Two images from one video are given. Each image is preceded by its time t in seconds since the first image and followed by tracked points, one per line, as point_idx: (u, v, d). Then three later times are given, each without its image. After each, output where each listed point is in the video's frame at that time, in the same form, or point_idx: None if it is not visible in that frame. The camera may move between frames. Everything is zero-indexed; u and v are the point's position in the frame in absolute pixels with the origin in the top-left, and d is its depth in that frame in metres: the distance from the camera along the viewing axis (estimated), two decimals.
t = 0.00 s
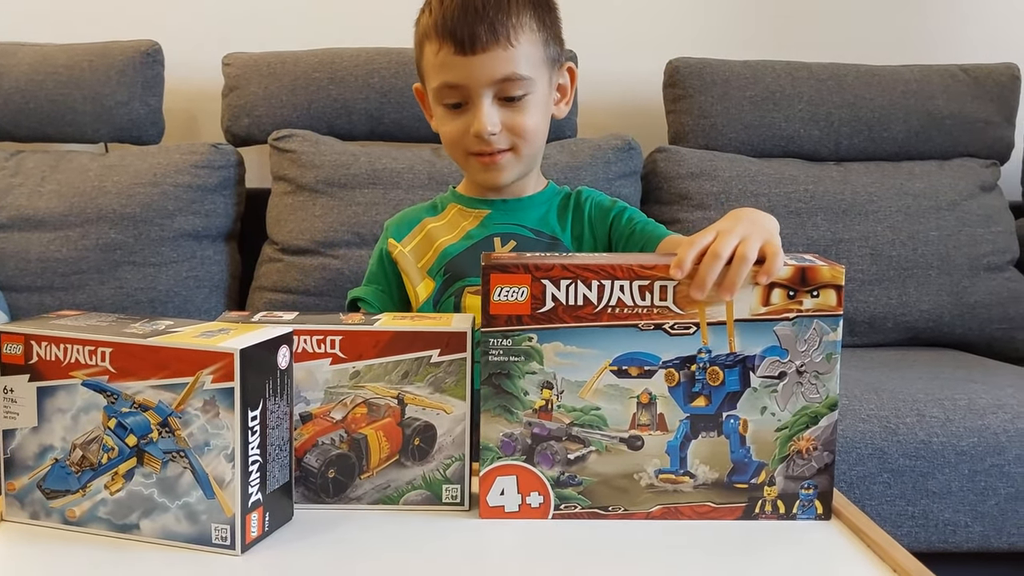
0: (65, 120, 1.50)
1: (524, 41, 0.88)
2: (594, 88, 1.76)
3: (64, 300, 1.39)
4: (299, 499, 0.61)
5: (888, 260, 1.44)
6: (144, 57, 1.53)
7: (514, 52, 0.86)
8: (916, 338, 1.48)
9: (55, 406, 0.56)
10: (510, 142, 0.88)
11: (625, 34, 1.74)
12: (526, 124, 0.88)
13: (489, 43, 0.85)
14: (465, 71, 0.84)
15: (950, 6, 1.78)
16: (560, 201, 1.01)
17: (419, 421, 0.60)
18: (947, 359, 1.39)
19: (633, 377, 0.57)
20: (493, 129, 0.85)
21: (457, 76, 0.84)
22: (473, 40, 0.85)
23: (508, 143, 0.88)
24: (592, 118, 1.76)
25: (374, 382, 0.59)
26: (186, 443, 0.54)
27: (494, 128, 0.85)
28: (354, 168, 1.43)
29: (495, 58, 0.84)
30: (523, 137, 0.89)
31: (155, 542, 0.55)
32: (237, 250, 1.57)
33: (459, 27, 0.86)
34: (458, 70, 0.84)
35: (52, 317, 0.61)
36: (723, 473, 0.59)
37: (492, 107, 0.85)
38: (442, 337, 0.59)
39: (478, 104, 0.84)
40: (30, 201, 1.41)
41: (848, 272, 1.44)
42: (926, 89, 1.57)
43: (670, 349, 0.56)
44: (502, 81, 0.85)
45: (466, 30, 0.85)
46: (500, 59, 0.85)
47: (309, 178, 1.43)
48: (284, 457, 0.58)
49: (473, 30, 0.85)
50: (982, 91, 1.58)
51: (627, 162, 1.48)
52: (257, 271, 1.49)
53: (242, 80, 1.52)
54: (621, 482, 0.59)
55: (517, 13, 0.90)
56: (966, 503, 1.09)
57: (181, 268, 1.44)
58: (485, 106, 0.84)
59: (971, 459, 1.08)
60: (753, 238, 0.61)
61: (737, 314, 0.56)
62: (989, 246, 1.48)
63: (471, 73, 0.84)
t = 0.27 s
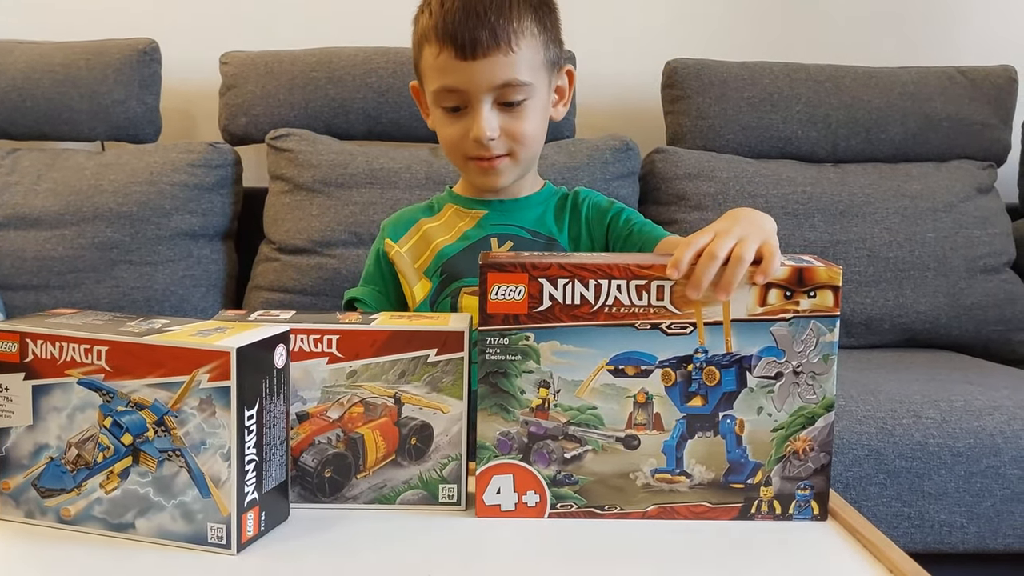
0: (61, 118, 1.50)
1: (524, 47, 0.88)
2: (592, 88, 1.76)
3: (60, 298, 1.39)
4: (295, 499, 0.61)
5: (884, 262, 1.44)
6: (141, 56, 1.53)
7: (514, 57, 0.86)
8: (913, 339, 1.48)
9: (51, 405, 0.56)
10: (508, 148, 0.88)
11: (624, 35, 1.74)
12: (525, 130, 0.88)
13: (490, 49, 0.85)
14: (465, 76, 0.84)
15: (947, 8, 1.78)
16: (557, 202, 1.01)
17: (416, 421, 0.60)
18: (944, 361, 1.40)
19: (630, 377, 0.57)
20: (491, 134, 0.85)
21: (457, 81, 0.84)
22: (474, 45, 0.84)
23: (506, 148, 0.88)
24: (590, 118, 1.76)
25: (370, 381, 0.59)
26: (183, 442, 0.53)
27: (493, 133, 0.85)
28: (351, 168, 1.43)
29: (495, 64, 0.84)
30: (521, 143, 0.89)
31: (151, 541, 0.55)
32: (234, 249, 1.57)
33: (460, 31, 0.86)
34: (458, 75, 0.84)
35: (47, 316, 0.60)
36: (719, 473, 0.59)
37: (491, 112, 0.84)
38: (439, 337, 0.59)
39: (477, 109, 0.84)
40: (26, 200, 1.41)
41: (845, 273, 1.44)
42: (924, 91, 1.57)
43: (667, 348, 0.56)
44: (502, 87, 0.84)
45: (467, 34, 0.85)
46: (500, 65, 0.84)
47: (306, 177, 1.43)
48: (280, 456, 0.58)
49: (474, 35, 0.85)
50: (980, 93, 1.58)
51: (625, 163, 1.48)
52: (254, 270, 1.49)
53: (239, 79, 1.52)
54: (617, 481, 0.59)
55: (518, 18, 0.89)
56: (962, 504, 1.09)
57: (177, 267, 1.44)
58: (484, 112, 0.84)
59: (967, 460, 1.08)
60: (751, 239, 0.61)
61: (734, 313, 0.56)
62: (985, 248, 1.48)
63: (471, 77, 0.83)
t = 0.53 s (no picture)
0: (60, 121, 1.50)
1: (521, 52, 0.88)
2: (590, 89, 1.76)
3: (60, 301, 1.39)
4: (294, 500, 0.61)
5: (883, 261, 1.44)
6: (140, 59, 1.53)
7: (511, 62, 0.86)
8: (911, 338, 1.48)
9: (50, 407, 0.56)
10: (504, 152, 0.89)
11: (622, 35, 1.75)
12: (521, 135, 0.88)
13: (486, 55, 0.85)
14: (461, 81, 0.84)
15: (944, 7, 1.78)
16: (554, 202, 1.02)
17: (414, 422, 0.60)
18: (943, 360, 1.40)
19: (626, 377, 0.57)
20: (488, 139, 0.85)
21: (454, 86, 0.84)
22: (471, 51, 0.85)
23: (502, 154, 0.88)
24: (588, 119, 1.77)
25: (368, 382, 0.60)
26: (181, 444, 0.54)
27: (489, 138, 0.85)
28: (350, 169, 1.43)
29: (492, 70, 0.84)
30: (518, 148, 0.89)
31: (150, 542, 0.55)
32: (233, 251, 1.57)
33: (457, 36, 0.86)
34: (454, 80, 0.84)
35: (46, 318, 0.61)
36: (716, 473, 0.59)
37: (487, 117, 0.85)
38: (436, 338, 0.59)
39: (473, 114, 0.84)
40: (25, 203, 1.41)
41: (843, 273, 1.44)
42: (921, 90, 1.57)
43: (663, 348, 0.56)
44: (498, 93, 0.85)
45: (464, 39, 0.85)
46: (497, 71, 0.85)
47: (305, 179, 1.44)
48: (278, 458, 0.58)
49: (471, 40, 0.85)
50: (978, 92, 1.58)
51: (623, 163, 1.48)
52: (253, 272, 1.49)
53: (237, 81, 1.52)
54: (614, 482, 0.59)
55: (515, 23, 0.90)
56: (961, 503, 1.09)
57: (177, 269, 1.44)
58: (481, 117, 0.84)
59: (965, 459, 1.08)
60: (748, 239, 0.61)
61: (731, 313, 0.56)
62: (983, 247, 1.48)
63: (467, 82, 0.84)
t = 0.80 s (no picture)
0: (57, 121, 1.50)
1: (523, 52, 0.88)
2: (589, 88, 1.76)
3: (57, 301, 1.38)
4: (295, 501, 0.61)
5: (882, 260, 1.44)
6: (137, 58, 1.53)
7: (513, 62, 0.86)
8: (911, 337, 1.48)
9: (48, 408, 0.56)
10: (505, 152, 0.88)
11: (620, 35, 1.74)
12: (522, 136, 0.88)
13: (489, 54, 0.85)
14: (464, 80, 0.84)
15: (943, 6, 1.78)
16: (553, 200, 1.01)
17: (414, 422, 0.60)
18: (942, 359, 1.40)
19: (627, 377, 0.57)
20: (489, 139, 0.85)
21: (456, 85, 0.84)
22: (474, 50, 0.84)
23: (502, 154, 0.88)
24: (587, 118, 1.76)
25: (369, 382, 0.59)
26: (180, 445, 0.53)
27: (490, 138, 0.85)
28: (348, 169, 1.43)
29: (493, 69, 0.84)
30: (518, 148, 0.89)
31: (150, 544, 0.55)
32: (230, 251, 1.57)
33: (460, 34, 0.85)
34: (456, 78, 0.84)
35: (44, 318, 0.60)
36: (718, 473, 0.59)
37: (489, 117, 0.84)
38: (435, 338, 0.59)
39: (474, 113, 0.84)
40: (22, 203, 1.41)
41: (843, 272, 1.44)
42: (920, 89, 1.57)
43: (665, 348, 0.56)
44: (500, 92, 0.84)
45: (467, 38, 0.85)
46: (499, 70, 0.85)
47: (303, 179, 1.43)
48: (278, 459, 0.57)
49: (474, 39, 0.85)
50: (976, 91, 1.58)
51: (622, 163, 1.48)
52: (251, 272, 1.48)
53: (235, 81, 1.52)
54: (615, 482, 0.59)
55: (518, 22, 0.89)
56: (961, 502, 1.09)
57: (174, 269, 1.44)
58: (482, 117, 0.84)
59: (966, 458, 1.08)
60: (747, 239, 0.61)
61: (732, 313, 0.56)
62: (983, 245, 1.48)
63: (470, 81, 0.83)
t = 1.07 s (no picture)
0: (56, 125, 1.50)
1: (534, 52, 0.88)
2: (587, 88, 1.76)
3: (57, 305, 1.39)
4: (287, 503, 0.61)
5: (880, 259, 1.44)
6: (135, 61, 1.53)
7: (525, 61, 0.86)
8: (910, 336, 1.48)
9: (47, 413, 0.56)
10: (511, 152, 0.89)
11: (618, 34, 1.74)
12: (528, 136, 0.89)
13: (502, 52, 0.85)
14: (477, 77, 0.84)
15: (941, 4, 1.78)
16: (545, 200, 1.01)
17: (406, 424, 0.60)
18: (941, 357, 1.39)
19: (611, 378, 0.57)
20: (498, 138, 0.85)
21: (469, 83, 0.84)
22: (487, 47, 0.84)
23: (510, 153, 0.88)
24: (585, 118, 1.76)
25: (360, 385, 0.59)
26: (180, 449, 0.53)
27: (499, 137, 0.85)
28: (346, 171, 1.43)
29: (506, 68, 0.84)
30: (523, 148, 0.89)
31: (149, 548, 0.55)
32: (229, 253, 1.57)
33: (473, 30, 0.86)
34: (469, 75, 0.84)
35: (43, 323, 0.60)
36: (702, 474, 0.59)
37: (499, 115, 0.85)
38: (429, 340, 0.59)
39: (485, 112, 0.85)
40: (21, 206, 1.41)
41: (841, 270, 1.44)
42: (918, 87, 1.57)
43: (648, 349, 0.56)
44: (511, 92, 0.85)
45: (480, 35, 0.85)
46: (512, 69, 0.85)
47: (300, 181, 1.43)
48: (277, 461, 0.57)
49: (488, 36, 0.85)
50: (975, 88, 1.58)
51: (619, 162, 1.48)
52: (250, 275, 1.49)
53: (233, 83, 1.52)
54: (600, 482, 0.59)
55: (529, 21, 0.90)
56: (961, 500, 1.09)
57: (173, 272, 1.44)
58: (493, 116, 0.85)
59: (965, 457, 1.08)
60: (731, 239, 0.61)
61: (715, 314, 0.56)
62: (982, 243, 1.48)
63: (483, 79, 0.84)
